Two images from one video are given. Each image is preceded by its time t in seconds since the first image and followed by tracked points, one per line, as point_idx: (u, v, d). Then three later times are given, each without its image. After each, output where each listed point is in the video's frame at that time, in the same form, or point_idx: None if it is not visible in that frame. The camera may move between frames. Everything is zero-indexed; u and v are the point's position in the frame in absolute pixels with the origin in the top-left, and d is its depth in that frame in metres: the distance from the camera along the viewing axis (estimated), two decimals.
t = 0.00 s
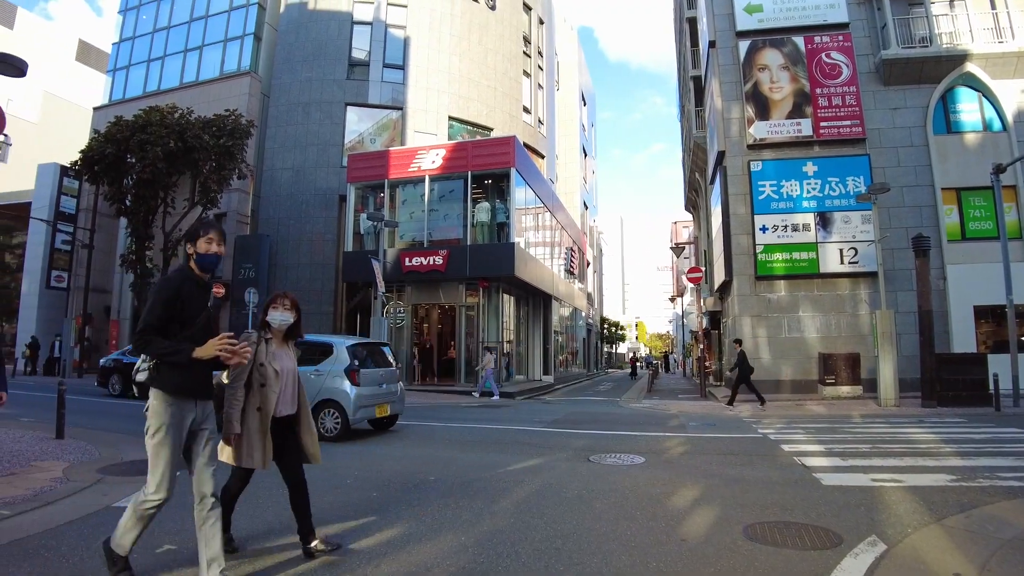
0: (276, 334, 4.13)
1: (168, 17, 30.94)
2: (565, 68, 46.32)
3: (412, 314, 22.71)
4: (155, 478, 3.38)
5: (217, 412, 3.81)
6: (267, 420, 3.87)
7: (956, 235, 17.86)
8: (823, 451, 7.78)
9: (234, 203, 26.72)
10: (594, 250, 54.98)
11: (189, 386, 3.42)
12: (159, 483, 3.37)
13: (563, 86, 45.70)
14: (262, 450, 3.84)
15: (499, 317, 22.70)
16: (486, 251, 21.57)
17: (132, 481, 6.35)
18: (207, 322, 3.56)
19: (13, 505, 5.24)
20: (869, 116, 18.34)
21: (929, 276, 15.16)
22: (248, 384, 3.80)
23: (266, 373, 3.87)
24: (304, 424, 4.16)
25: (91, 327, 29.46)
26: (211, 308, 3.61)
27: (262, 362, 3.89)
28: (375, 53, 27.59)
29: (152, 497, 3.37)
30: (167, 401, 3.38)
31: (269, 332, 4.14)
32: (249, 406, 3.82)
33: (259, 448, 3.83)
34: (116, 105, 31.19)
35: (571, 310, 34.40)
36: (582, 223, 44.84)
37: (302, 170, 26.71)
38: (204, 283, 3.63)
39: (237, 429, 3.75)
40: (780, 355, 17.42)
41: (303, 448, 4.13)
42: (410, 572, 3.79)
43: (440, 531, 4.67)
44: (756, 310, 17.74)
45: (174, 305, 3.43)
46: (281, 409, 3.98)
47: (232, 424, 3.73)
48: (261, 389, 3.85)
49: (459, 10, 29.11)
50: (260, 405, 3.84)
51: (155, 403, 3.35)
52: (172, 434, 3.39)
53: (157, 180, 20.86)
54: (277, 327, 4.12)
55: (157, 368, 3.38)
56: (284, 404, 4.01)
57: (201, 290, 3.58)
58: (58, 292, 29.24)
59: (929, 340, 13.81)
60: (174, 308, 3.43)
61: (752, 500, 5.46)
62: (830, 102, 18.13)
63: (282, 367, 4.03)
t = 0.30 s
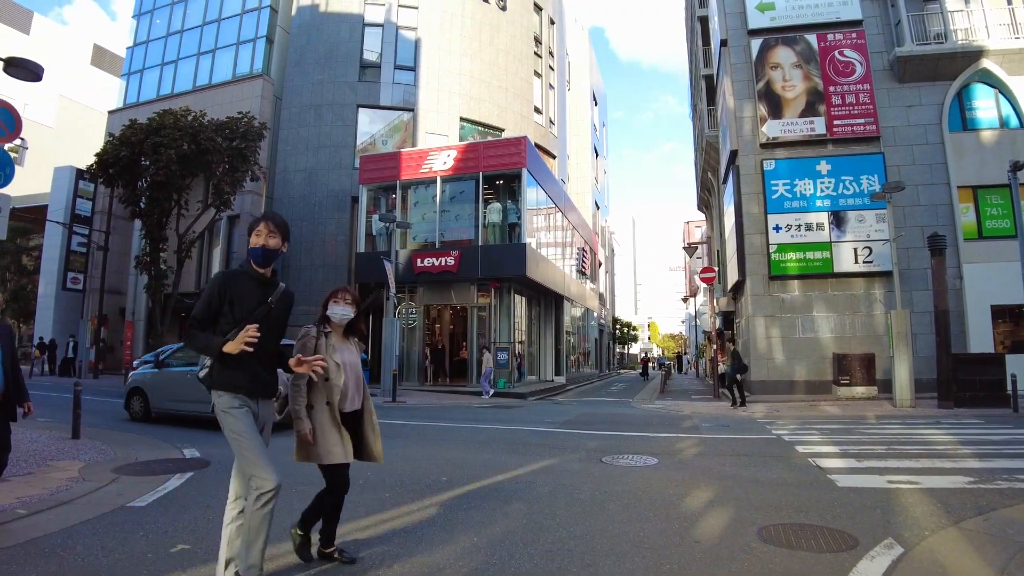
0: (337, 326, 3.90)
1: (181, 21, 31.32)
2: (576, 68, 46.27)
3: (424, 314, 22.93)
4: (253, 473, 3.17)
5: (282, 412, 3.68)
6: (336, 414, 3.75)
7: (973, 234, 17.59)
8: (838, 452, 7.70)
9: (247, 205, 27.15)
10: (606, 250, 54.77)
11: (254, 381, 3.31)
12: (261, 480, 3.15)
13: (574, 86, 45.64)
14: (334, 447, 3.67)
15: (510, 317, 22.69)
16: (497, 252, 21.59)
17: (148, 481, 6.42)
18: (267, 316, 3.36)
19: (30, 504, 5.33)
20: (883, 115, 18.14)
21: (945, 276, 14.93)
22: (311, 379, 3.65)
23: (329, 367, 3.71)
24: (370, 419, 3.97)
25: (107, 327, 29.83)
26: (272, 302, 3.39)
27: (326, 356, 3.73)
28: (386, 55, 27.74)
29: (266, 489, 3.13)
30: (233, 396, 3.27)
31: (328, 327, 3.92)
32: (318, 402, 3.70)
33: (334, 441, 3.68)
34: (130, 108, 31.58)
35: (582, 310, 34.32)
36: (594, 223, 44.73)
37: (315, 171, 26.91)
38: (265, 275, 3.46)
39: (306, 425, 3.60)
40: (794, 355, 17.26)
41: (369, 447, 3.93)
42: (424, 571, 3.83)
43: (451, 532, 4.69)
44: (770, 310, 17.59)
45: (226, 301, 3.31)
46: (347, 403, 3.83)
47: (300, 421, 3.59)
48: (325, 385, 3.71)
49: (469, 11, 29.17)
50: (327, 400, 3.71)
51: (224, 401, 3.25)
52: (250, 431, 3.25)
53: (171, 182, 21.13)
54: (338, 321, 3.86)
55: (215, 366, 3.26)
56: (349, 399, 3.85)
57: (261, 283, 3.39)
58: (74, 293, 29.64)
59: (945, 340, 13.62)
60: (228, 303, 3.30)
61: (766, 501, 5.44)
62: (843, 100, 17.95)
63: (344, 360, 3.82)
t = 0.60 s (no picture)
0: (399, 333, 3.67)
1: (194, 25, 31.72)
2: (588, 69, 46.16)
3: (436, 316, 22.95)
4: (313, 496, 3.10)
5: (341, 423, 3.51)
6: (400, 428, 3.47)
7: (989, 233, 17.33)
8: (853, 454, 7.63)
9: (261, 207, 27.48)
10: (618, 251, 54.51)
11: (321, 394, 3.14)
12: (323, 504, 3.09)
13: (586, 87, 45.53)
14: (396, 462, 3.41)
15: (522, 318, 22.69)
16: (509, 253, 21.62)
17: (164, 482, 6.50)
18: (338, 323, 3.27)
19: (47, 504, 5.41)
20: (897, 113, 17.92)
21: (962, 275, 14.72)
22: (373, 391, 3.42)
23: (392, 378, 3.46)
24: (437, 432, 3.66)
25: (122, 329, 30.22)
26: (342, 307, 3.29)
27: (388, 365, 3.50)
28: (398, 57, 27.89)
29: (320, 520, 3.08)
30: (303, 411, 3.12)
31: (391, 336, 3.68)
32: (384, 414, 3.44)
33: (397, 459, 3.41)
34: (144, 112, 32.00)
35: (594, 311, 34.24)
36: (605, 224, 44.62)
37: (327, 174, 27.10)
38: (333, 281, 3.34)
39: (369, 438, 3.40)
40: (808, 356, 17.10)
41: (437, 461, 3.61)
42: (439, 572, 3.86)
43: (464, 533, 4.70)
44: (783, 311, 17.45)
45: (296, 309, 3.20)
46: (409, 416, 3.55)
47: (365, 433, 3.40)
48: (388, 396, 3.46)
49: (480, 13, 29.24)
50: (390, 413, 3.45)
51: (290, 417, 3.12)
52: (318, 446, 3.11)
53: (184, 185, 21.39)
54: (399, 329, 3.64)
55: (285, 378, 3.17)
56: (412, 411, 3.57)
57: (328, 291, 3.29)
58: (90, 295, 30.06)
59: (961, 341, 13.43)
60: (296, 312, 3.19)
61: (781, 503, 5.40)
62: (857, 98, 17.77)
63: (408, 371, 3.55)
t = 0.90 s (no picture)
0: (468, 329, 3.71)
1: (210, 29, 32.19)
2: (602, 69, 46.00)
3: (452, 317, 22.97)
4: (374, 496, 2.98)
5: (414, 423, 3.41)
6: (473, 427, 3.49)
7: (1012, 232, 16.99)
8: (872, 456, 7.53)
9: (278, 210, 27.80)
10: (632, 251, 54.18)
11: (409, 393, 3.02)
12: (375, 508, 2.98)
13: (600, 87, 45.38)
14: (470, 458, 3.46)
15: (537, 319, 22.67)
16: (524, 254, 21.65)
17: (183, 482, 6.61)
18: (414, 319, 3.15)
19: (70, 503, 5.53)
20: (915, 110, 17.64)
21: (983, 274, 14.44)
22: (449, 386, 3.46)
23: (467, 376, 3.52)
24: (502, 431, 3.73)
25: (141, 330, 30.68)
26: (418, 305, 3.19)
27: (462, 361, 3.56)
28: (412, 59, 28.04)
29: (374, 524, 2.96)
30: (381, 411, 2.99)
31: (460, 329, 3.72)
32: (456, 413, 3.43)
33: (466, 458, 3.44)
34: (162, 116, 32.52)
35: (610, 311, 34.15)
36: (620, 224, 44.46)
37: (343, 176, 27.32)
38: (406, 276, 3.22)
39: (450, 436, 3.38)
40: (826, 356, 16.90)
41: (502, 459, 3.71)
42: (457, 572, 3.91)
43: (481, 534, 4.73)
44: (801, 311, 17.26)
45: (385, 303, 3.03)
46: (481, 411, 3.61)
47: (440, 431, 3.37)
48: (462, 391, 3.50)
49: (494, 14, 29.30)
50: (463, 409, 3.47)
51: (372, 415, 2.97)
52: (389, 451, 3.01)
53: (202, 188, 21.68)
54: (468, 322, 3.66)
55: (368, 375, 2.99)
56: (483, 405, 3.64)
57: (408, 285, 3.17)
58: (110, 296, 30.53)
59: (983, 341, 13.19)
60: (386, 306, 3.03)
61: (800, 504, 5.36)
62: (874, 96, 17.52)
63: (480, 365, 3.63)
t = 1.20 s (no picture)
0: (543, 335, 3.54)
1: (231, 35, 32.73)
2: (620, 68, 45.79)
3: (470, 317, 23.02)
4: (463, 503, 2.94)
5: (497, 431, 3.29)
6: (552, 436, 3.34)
7: None
8: (896, 457, 7.38)
9: (298, 211, 28.18)
10: (652, 251, 53.79)
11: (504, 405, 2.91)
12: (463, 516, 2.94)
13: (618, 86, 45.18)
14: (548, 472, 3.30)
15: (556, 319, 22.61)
16: (542, 254, 21.66)
17: (207, 480, 6.76)
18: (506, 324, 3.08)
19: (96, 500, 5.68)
20: (940, 105, 17.26)
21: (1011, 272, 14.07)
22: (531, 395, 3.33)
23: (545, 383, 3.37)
24: (578, 442, 3.51)
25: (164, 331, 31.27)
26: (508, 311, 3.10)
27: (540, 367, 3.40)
28: (430, 61, 28.21)
29: (458, 530, 2.93)
30: (478, 420, 2.95)
31: (536, 335, 3.53)
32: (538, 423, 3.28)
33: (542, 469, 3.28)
34: (184, 120, 33.12)
35: (629, 311, 33.97)
36: (639, 223, 44.22)
37: (362, 178, 27.57)
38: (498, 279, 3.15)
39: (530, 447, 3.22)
40: (848, 356, 16.64)
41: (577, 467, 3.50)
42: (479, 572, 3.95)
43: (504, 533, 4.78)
44: (823, 311, 17.00)
45: (483, 308, 2.93)
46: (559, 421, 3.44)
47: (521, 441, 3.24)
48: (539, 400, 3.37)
49: (511, 15, 29.36)
50: (543, 417, 3.34)
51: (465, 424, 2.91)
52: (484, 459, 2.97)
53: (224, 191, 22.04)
54: (543, 327, 3.50)
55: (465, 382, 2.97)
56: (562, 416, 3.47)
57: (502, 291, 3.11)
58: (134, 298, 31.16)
59: (1011, 340, 12.87)
60: (483, 312, 2.92)
61: (822, 505, 5.29)
62: (897, 91, 17.19)
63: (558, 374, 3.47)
